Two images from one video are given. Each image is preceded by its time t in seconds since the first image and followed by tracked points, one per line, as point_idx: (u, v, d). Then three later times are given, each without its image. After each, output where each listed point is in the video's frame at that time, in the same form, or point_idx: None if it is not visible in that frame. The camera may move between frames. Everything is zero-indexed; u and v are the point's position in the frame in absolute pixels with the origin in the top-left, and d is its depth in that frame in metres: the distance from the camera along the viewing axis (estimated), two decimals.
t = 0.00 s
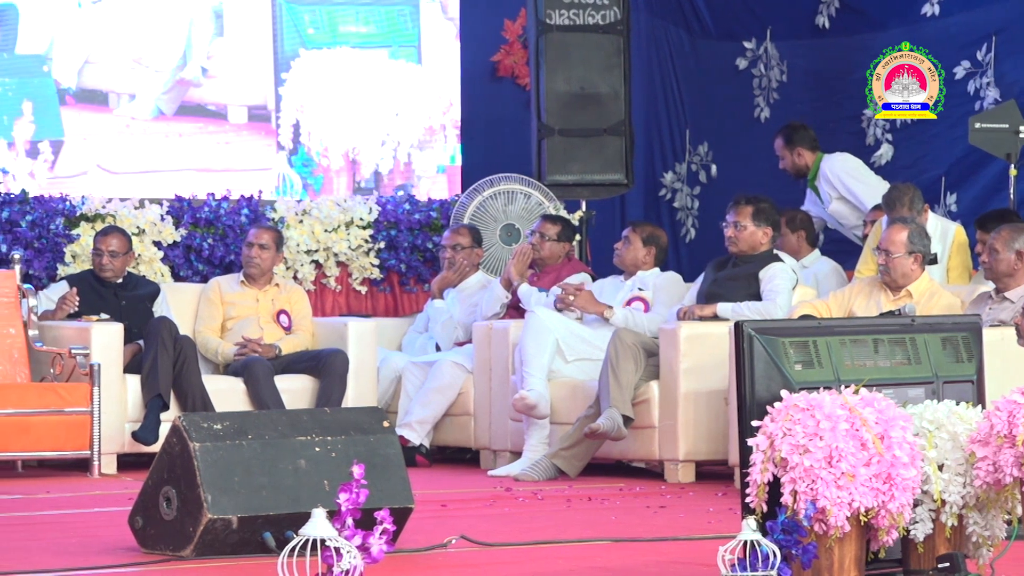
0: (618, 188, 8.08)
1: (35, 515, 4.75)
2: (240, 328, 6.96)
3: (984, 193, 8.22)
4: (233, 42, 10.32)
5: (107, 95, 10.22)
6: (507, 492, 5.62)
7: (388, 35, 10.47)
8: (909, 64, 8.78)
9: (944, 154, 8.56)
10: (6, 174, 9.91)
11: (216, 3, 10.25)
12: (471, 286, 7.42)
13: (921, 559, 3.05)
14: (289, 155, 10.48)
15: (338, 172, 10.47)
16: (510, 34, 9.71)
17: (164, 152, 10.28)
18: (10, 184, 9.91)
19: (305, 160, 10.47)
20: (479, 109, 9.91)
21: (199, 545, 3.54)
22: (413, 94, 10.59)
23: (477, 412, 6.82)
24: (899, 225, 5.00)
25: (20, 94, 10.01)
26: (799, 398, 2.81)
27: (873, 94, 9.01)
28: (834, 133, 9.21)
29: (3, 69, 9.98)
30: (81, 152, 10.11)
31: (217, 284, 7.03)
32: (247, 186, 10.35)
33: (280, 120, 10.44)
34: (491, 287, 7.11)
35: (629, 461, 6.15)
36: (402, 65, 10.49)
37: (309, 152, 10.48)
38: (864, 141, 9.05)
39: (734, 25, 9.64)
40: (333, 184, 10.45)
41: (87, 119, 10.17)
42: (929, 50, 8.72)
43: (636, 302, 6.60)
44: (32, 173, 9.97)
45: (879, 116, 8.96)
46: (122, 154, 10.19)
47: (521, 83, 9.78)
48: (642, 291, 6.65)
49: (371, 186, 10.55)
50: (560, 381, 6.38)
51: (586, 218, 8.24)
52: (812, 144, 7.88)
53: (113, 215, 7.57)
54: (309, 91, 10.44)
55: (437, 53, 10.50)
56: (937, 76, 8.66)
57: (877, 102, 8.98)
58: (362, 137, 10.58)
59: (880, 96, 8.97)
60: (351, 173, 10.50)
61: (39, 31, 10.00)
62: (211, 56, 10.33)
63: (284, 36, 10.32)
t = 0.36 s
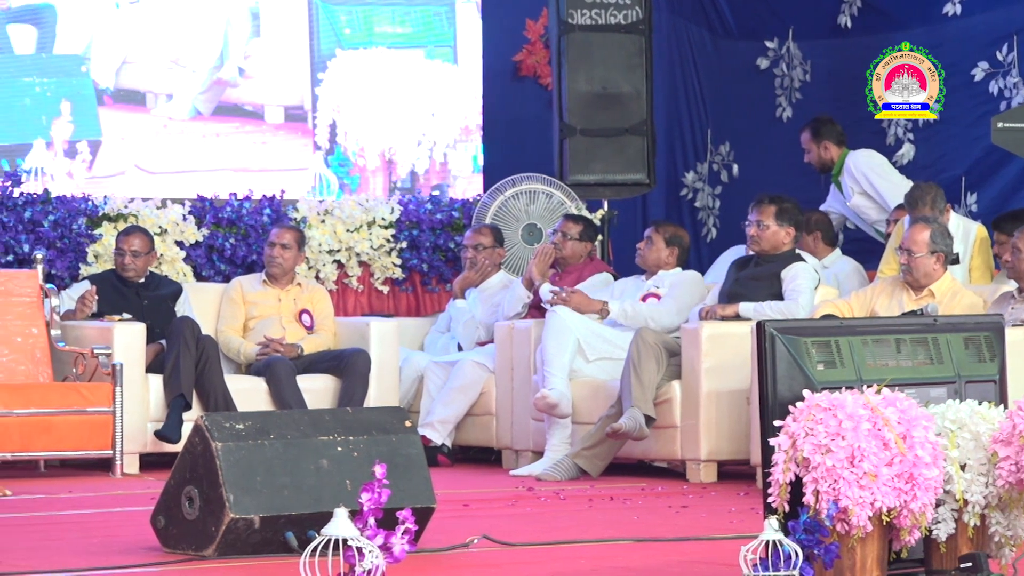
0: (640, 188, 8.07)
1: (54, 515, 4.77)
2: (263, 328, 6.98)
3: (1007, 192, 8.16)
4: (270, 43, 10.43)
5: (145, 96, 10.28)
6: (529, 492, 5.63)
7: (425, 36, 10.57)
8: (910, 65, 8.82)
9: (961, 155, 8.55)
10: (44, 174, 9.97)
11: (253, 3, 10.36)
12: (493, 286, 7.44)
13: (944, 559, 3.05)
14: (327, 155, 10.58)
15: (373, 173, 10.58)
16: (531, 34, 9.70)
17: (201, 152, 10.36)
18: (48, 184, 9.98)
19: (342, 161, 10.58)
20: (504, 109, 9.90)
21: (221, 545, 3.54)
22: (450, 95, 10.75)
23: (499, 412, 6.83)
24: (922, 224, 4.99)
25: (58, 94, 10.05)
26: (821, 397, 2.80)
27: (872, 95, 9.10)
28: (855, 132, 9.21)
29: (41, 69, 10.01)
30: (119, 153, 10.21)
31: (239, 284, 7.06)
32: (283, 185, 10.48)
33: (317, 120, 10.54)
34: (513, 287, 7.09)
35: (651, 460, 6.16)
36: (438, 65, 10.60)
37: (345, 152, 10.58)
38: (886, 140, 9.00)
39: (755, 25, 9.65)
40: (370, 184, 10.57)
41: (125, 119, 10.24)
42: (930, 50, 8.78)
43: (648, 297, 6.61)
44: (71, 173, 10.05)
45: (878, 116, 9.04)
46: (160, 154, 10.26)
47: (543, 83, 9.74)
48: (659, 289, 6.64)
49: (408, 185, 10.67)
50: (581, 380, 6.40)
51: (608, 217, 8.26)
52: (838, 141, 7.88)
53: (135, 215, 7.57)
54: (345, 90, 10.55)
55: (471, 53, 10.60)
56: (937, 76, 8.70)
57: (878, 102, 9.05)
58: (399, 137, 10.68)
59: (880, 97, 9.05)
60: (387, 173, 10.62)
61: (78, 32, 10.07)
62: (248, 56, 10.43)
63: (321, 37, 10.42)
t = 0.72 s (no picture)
0: (662, 187, 8.08)
1: (75, 515, 4.79)
2: (284, 328, 7.01)
3: None
4: (306, 43, 10.32)
5: (181, 95, 10.09)
6: (551, 491, 5.64)
7: (461, 36, 10.51)
8: (910, 65, 8.96)
9: (982, 155, 8.55)
10: (80, 174, 9.75)
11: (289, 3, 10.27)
12: (514, 287, 7.44)
13: (965, 559, 3.05)
14: (361, 155, 10.39)
15: (409, 172, 10.48)
16: (552, 34, 9.62)
17: (236, 152, 10.19)
18: (84, 184, 9.76)
19: (377, 160, 10.42)
20: (522, 110, 9.91)
21: (243, 544, 3.56)
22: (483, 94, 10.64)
23: (521, 412, 6.84)
24: (944, 224, 4.98)
25: (95, 94, 9.83)
26: (843, 397, 2.81)
27: (871, 96, 9.26)
28: (878, 132, 9.19)
29: (79, 69, 9.79)
30: (156, 152, 9.99)
31: (261, 284, 7.09)
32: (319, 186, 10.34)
33: (352, 119, 10.38)
34: (535, 288, 7.10)
35: (673, 460, 6.15)
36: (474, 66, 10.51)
37: (381, 152, 10.43)
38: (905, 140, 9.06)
39: (777, 25, 9.64)
40: (406, 184, 10.48)
41: (161, 119, 10.04)
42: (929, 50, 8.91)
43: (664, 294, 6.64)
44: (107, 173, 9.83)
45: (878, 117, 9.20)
46: (196, 154, 10.07)
47: (564, 83, 9.74)
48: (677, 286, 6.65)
49: (443, 186, 10.54)
50: (603, 380, 6.40)
51: (630, 217, 8.25)
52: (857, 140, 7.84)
53: (157, 215, 7.62)
54: (383, 89, 10.46)
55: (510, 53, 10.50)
56: (937, 76, 8.84)
57: (878, 102, 9.19)
58: (433, 137, 10.59)
59: (880, 97, 9.19)
60: (422, 172, 10.52)
61: (114, 32, 9.87)
62: (284, 56, 10.31)
63: (356, 34, 10.37)
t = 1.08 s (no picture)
0: (685, 187, 8.07)
1: (101, 515, 4.82)
2: (308, 328, 7.03)
3: None
4: (344, 43, 10.51)
5: (219, 95, 10.39)
6: (575, 491, 5.65)
7: (496, 35, 10.60)
8: (910, 65, 9.22)
9: (1005, 156, 8.69)
10: (119, 174, 10.12)
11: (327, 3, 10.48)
12: (538, 286, 7.45)
13: (989, 559, 3.05)
14: (398, 155, 10.56)
15: (446, 171, 10.57)
16: (577, 34, 9.69)
17: (275, 152, 10.47)
18: (123, 184, 10.13)
19: (414, 160, 10.55)
20: (547, 110, 9.86)
21: (267, 544, 3.58)
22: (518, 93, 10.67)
23: (544, 412, 6.85)
24: (968, 224, 4.96)
25: (133, 95, 10.25)
26: (867, 397, 2.81)
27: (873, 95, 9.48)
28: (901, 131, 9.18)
29: (118, 70, 10.25)
30: (193, 152, 10.34)
31: (285, 284, 7.12)
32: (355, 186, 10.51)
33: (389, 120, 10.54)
34: (558, 287, 7.10)
35: (697, 460, 6.15)
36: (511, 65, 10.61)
37: (417, 152, 10.56)
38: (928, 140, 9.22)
39: (800, 24, 9.63)
40: (441, 184, 10.56)
41: (199, 119, 10.37)
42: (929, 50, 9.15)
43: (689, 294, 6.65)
44: (145, 172, 10.18)
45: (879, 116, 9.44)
46: (236, 155, 10.40)
47: (588, 83, 9.72)
48: (702, 285, 6.67)
49: (479, 185, 10.54)
50: (627, 380, 6.41)
51: (654, 217, 8.27)
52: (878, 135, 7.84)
53: (181, 215, 7.66)
54: (417, 89, 10.57)
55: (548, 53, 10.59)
56: (937, 76, 9.12)
57: (878, 102, 9.45)
58: (470, 136, 10.62)
59: (880, 96, 9.46)
60: (459, 171, 10.57)
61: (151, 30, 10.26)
62: (322, 57, 10.55)
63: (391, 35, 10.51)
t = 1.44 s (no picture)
0: (710, 187, 8.08)
1: (128, 515, 4.85)
2: (333, 328, 7.07)
3: None
4: (383, 44, 10.36)
5: (259, 96, 10.30)
6: (599, 491, 5.66)
7: (533, 35, 10.31)
8: (910, 66, 9.16)
9: None
10: (159, 174, 10.07)
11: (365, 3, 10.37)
12: (563, 285, 7.44)
13: (1015, 559, 3.05)
14: (437, 155, 10.29)
15: (485, 171, 10.23)
16: (601, 34, 9.71)
17: (313, 151, 10.24)
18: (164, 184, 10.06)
19: (454, 160, 10.28)
20: (572, 109, 9.82)
21: (292, 543, 3.59)
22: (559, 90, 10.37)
23: (569, 411, 6.86)
24: (992, 223, 4.94)
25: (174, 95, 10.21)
26: (891, 397, 2.82)
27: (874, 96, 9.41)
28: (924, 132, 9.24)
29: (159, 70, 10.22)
30: (234, 153, 10.20)
31: (311, 283, 7.16)
32: (397, 187, 10.19)
33: (428, 119, 10.32)
34: (582, 287, 7.09)
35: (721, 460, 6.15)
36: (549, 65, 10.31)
37: (456, 152, 10.29)
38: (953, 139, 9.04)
39: (823, 23, 9.63)
40: (480, 184, 10.24)
41: (240, 118, 10.28)
42: (929, 51, 9.13)
43: (714, 293, 6.66)
44: (186, 172, 10.11)
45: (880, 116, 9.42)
46: (276, 154, 10.19)
47: (612, 83, 9.72)
48: (728, 284, 6.67)
49: (518, 186, 10.19)
50: (651, 380, 6.42)
51: (679, 216, 8.26)
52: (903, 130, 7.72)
53: (205, 215, 7.69)
54: (455, 88, 10.33)
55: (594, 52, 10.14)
56: (937, 76, 9.06)
57: (878, 102, 9.39)
58: (509, 137, 10.31)
59: (880, 96, 9.38)
60: (498, 172, 10.22)
61: (193, 27, 10.25)
62: (362, 57, 10.38)
63: (432, 36, 10.34)
